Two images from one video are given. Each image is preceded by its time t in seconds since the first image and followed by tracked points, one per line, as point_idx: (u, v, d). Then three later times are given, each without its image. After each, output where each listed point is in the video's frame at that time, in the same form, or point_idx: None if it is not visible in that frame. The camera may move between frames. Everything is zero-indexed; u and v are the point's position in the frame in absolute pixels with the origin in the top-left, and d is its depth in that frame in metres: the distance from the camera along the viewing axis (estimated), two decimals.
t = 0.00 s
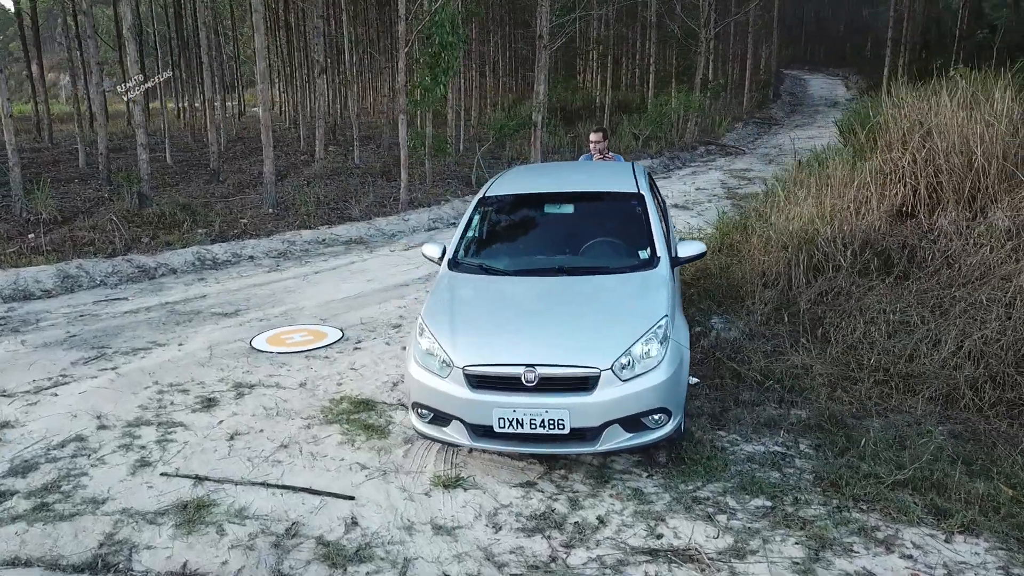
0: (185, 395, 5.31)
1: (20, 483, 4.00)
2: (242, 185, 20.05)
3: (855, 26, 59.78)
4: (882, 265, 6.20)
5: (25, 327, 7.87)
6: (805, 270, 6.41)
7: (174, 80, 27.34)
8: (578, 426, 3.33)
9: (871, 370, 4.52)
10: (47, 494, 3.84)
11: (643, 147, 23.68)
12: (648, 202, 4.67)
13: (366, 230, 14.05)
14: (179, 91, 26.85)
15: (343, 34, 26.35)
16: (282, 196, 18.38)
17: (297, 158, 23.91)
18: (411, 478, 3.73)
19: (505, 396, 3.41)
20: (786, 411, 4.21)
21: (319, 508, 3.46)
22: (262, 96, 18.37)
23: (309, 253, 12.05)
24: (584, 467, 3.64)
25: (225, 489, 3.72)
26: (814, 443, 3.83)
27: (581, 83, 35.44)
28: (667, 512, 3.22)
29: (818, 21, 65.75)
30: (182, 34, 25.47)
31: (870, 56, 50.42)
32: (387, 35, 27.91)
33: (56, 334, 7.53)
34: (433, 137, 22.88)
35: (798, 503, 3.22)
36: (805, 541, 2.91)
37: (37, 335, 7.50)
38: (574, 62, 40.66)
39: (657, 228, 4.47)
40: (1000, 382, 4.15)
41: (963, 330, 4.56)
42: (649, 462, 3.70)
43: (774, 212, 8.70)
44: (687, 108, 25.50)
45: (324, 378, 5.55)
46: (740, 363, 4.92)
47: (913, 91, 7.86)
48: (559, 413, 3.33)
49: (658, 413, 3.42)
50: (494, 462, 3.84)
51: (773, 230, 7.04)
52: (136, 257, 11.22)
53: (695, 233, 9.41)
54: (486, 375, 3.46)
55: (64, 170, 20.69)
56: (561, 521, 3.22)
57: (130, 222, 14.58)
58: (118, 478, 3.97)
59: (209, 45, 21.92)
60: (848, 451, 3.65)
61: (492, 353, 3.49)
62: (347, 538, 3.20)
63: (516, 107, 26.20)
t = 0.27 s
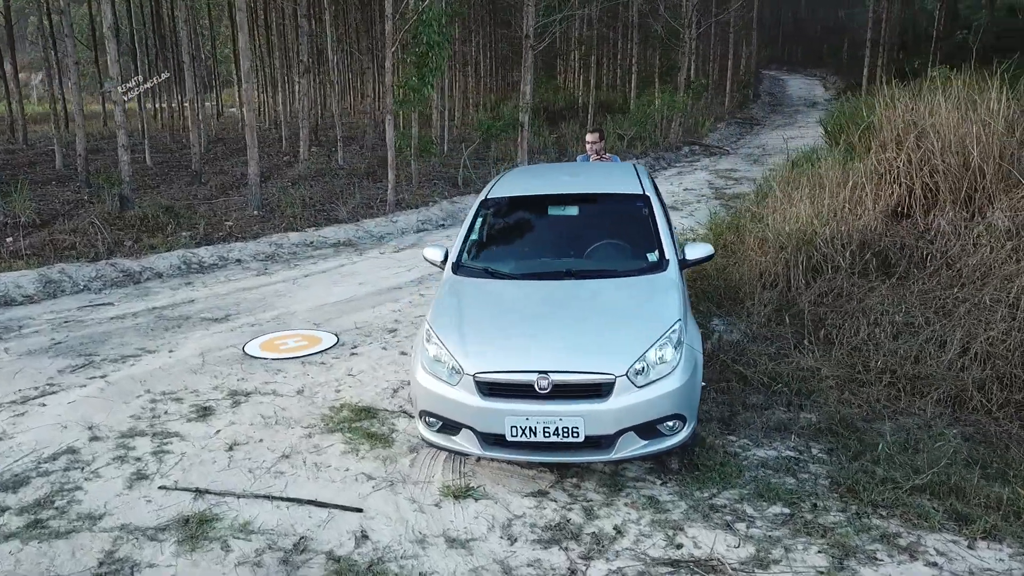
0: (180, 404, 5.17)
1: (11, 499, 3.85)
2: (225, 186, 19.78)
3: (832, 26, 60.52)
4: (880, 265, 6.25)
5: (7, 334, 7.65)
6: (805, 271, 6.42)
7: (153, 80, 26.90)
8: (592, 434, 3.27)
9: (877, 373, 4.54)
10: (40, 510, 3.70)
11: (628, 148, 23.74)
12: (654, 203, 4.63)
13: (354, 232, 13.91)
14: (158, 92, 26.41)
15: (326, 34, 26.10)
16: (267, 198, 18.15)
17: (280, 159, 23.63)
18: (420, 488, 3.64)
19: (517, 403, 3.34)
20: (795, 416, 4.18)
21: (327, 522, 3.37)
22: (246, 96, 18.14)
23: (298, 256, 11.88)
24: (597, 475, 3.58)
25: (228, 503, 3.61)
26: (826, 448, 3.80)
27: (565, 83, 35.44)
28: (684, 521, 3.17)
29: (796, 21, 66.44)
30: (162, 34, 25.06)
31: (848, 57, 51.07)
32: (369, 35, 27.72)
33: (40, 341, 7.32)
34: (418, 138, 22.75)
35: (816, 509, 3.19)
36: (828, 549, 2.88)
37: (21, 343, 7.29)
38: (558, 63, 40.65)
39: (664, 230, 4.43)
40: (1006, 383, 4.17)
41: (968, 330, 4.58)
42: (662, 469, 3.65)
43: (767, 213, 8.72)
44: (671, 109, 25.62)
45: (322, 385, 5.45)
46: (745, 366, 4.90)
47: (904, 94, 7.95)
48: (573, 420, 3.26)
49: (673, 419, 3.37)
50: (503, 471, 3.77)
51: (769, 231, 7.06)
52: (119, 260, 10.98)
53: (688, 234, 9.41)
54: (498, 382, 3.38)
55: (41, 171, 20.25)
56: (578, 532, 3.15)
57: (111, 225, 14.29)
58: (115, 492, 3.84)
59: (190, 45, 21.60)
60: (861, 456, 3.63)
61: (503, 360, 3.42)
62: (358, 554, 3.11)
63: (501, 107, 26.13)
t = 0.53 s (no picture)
0: (175, 413, 5.04)
1: (3, 515, 3.71)
2: (208, 188, 19.50)
3: (808, 26, 61.28)
4: (878, 266, 6.30)
5: None
6: (804, 272, 6.45)
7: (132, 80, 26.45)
8: (609, 442, 3.21)
9: (884, 373, 4.57)
10: (35, 526, 3.56)
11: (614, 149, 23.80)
12: (660, 204, 4.59)
13: (343, 233, 13.77)
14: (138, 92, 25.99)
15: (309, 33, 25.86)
16: (251, 199, 17.92)
17: (263, 160, 23.36)
18: (430, 499, 3.56)
19: (532, 410, 3.27)
20: (806, 419, 4.16)
21: (337, 535, 3.28)
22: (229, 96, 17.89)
23: (286, 259, 11.72)
24: (611, 483, 3.53)
25: (232, 516, 3.51)
26: (839, 451, 3.78)
27: (549, 83, 35.45)
28: (703, 528, 3.12)
29: (773, 21, 67.14)
30: (141, 33, 24.66)
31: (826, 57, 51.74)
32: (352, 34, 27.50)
33: (24, 348, 7.13)
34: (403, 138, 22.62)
35: (836, 515, 3.15)
36: (852, 556, 2.85)
37: (4, 350, 7.08)
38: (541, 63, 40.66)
39: (672, 231, 4.39)
40: (1012, 384, 4.21)
41: (973, 331, 4.62)
42: (676, 475, 3.60)
43: (760, 213, 8.75)
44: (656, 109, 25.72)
45: (321, 392, 5.35)
46: (752, 368, 4.87)
47: (896, 98, 8.05)
48: (589, 427, 3.20)
49: (690, 425, 3.32)
50: (514, 479, 3.70)
51: (765, 232, 7.09)
52: (103, 264, 10.75)
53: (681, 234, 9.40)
54: (512, 389, 3.31)
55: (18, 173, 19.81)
56: (596, 542, 3.09)
57: (93, 227, 14.01)
58: (113, 506, 3.72)
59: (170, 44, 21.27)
60: (876, 459, 3.61)
61: (517, 365, 3.35)
62: (373, 568, 3.02)
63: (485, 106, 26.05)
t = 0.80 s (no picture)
0: (171, 422, 4.90)
1: None
2: (191, 190, 19.22)
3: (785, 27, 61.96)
4: (876, 266, 6.35)
5: None
6: (803, 272, 6.48)
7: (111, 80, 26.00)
8: (627, 449, 3.15)
9: (890, 374, 4.58)
10: (32, 543, 3.43)
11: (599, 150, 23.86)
12: (667, 206, 4.59)
13: (331, 235, 13.63)
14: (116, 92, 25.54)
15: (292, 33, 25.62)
16: (235, 201, 17.68)
17: (246, 161, 23.08)
18: (442, 509, 3.48)
19: (549, 418, 3.21)
20: (817, 423, 4.13)
21: (350, 549, 3.19)
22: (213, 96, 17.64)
23: (275, 262, 11.57)
24: (626, 490, 3.47)
25: (239, 530, 3.40)
26: (853, 454, 3.76)
27: (533, 83, 35.44)
28: (725, 536, 3.08)
29: (751, 22, 67.83)
30: (121, 32, 24.25)
31: (803, 58, 52.36)
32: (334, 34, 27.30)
33: (9, 356, 6.93)
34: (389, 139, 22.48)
35: (857, 520, 3.13)
36: (878, 563, 2.82)
37: None
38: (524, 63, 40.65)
39: (680, 234, 4.39)
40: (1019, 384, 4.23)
41: (979, 331, 4.64)
42: (691, 481, 3.55)
43: (753, 213, 8.78)
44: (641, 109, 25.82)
45: (321, 399, 5.25)
46: (759, 369, 4.85)
47: (887, 101, 8.14)
48: (608, 434, 3.14)
49: (708, 431, 3.28)
50: (527, 488, 3.63)
51: (763, 233, 7.10)
52: (87, 268, 10.52)
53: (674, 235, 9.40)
54: (527, 396, 3.24)
55: None
56: (616, 553, 3.03)
57: (74, 230, 13.71)
58: (113, 520, 3.60)
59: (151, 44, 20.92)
60: (890, 462, 3.60)
61: (532, 371, 3.28)
62: None
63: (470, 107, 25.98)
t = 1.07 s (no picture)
0: (169, 431, 4.78)
1: None
2: (174, 191, 18.92)
3: (762, 27, 62.59)
4: (874, 266, 6.39)
5: None
6: (802, 272, 6.51)
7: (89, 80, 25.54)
8: (646, 456, 3.11)
9: (896, 375, 4.60)
10: (31, 561, 3.31)
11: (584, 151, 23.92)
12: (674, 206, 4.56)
13: (320, 237, 13.48)
14: (94, 92, 25.08)
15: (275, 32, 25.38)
16: (219, 203, 17.43)
17: (229, 162, 22.79)
18: (456, 519, 3.41)
19: (566, 425, 3.15)
20: (828, 425, 4.12)
21: (364, 563, 3.11)
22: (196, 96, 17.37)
23: (263, 265, 11.41)
24: (642, 497, 3.43)
25: (248, 545, 3.31)
26: (867, 457, 3.75)
27: (517, 83, 35.44)
28: (746, 543, 3.03)
29: (728, 21, 68.48)
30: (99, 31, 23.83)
31: (781, 59, 52.93)
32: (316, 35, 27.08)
33: None
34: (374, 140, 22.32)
35: (877, 525, 3.11)
36: (904, 569, 2.79)
37: None
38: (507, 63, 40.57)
39: (689, 234, 4.37)
40: None
41: (983, 331, 4.67)
42: (707, 487, 3.51)
43: (746, 214, 8.82)
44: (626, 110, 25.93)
45: (321, 406, 5.15)
46: (766, 371, 4.83)
47: (878, 103, 8.22)
48: (626, 442, 3.09)
49: (726, 436, 3.24)
50: (540, 496, 3.57)
51: (760, 234, 7.11)
52: (70, 272, 10.28)
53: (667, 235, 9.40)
54: (544, 403, 3.18)
55: None
56: (638, 562, 2.98)
57: (55, 233, 13.42)
58: (114, 536, 3.49)
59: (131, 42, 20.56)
60: (905, 465, 3.59)
61: (548, 377, 3.22)
62: None
63: (453, 107, 25.90)
